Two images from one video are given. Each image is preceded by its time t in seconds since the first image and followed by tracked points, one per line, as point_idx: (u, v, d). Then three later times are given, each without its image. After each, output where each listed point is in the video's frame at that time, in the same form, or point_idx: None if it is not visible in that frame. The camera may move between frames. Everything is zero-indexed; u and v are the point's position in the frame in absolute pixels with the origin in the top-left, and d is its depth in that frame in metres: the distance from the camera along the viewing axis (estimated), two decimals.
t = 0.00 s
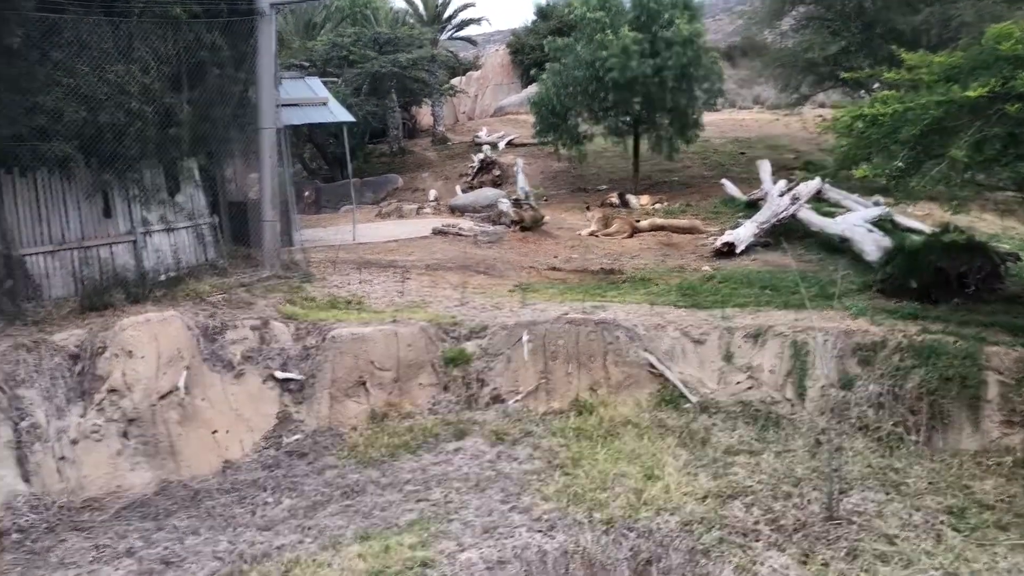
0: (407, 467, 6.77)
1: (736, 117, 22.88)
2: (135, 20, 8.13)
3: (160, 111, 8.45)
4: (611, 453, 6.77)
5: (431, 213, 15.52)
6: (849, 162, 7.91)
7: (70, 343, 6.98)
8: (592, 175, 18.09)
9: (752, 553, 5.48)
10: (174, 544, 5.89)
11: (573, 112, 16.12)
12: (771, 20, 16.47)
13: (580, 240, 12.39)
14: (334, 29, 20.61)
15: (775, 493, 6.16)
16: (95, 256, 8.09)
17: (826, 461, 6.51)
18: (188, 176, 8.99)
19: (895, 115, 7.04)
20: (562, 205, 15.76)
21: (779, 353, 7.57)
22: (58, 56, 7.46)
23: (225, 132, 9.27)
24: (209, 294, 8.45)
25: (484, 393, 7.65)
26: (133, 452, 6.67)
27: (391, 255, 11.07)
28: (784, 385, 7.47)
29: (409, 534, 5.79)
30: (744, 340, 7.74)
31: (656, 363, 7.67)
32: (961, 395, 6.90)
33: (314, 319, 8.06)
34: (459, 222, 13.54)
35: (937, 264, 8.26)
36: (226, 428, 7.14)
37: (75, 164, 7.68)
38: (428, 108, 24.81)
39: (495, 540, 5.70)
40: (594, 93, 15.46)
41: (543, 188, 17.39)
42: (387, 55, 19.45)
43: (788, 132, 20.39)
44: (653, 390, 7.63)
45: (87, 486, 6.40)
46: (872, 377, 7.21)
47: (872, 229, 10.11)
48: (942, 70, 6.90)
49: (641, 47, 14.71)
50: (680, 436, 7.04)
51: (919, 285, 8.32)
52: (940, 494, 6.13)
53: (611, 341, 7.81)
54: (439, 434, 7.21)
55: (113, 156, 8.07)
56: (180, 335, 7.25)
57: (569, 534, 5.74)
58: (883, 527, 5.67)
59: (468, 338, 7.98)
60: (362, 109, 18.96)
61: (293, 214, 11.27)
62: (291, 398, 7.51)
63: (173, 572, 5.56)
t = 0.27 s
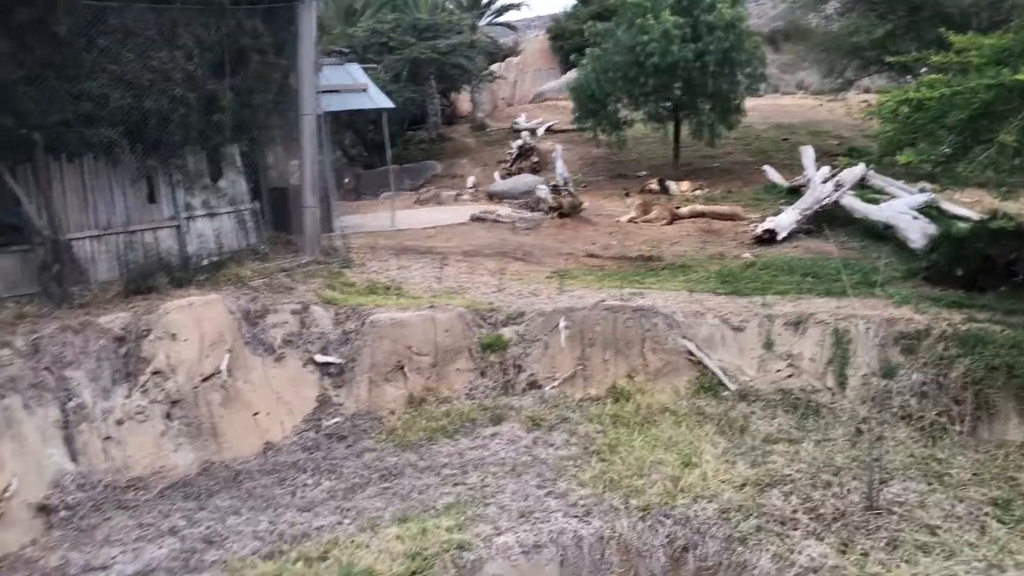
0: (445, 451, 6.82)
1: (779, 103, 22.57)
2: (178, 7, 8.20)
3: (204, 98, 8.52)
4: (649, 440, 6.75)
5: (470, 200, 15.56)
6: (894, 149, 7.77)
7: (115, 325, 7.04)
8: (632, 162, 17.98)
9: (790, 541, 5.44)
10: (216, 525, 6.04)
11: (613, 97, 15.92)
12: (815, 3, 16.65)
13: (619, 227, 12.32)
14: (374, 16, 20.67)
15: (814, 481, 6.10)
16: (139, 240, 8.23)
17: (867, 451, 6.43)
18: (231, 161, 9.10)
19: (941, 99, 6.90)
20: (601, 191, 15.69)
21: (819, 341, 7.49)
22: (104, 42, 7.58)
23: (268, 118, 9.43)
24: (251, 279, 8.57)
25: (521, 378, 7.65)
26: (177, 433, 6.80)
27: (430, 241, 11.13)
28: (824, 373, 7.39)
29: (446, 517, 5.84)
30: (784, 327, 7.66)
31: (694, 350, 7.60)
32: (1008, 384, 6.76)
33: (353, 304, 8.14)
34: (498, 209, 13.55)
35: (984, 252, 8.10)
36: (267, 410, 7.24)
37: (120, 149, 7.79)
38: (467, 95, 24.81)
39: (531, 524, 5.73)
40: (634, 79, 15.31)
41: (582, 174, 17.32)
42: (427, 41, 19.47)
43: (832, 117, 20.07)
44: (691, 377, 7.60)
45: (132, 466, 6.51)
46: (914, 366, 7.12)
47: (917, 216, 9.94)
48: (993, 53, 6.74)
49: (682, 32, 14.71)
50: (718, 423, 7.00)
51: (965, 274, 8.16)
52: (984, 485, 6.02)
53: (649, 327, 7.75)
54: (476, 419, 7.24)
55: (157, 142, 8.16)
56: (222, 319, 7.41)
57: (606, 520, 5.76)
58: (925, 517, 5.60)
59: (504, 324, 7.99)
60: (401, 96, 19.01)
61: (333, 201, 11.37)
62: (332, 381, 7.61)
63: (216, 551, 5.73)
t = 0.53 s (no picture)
0: (491, 430, 6.86)
1: (835, 82, 22.11)
2: None
3: (256, 77, 8.63)
4: (696, 422, 6.72)
5: (519, 180, 15.54)
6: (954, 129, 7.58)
7: (172, 301, 7.14)
8: (683, 142, 17.78)
9: (839, 526, 5.38)
10: (268, 497, 6.16)
11: (664, 76, 15.75)
12: None
13: (668, 208, 12.20)
14: None
15: (865, 467, 6.01)
16: (195, 219, 8.36)
17: (920, 437, 6.31)
18: (283, 141, 9.24)
19: (1006, 77, 6.69)
20: (651, 172, 15.54)
21: (872, 325, 7.36)
22: (160, 23, 7.63)
23: (319, 98, 9.53)
24: (302, 257, 8.68)
25: (567, 359, 7.64)
26: (230, 407, 6.95)
27: (479, 221, 11.15)
28: (877, 357, 7.27)
29: (492, 495, 5.89)
30: (836, 311, 7.54)
31: (744, 333, 7.52)
32: None
33: (402, 283, 8.20)
34: (547, 189, 13.51)
35: None
36: (317, 386, 7.34)
37: (175, 129, 7.95)
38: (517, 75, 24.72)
39: (577, 504, 5.76)
40: (686, 57, 15.18)
41: (632, 155, 17.18)
42: (477, 21, 19.42)
43: (890, 97, 19.60)
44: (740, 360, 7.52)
45: (187, 439, 6.68)
46: (971, 352, 7.00)
47: (977, 198, 9.68)
48: None
49: (736, 10, 14.56)
50: (767, 407, 6.93)
51: None
52: None
53: (698, 310, 7.69)
54: (522, 399, 7.26)
55: (212, 121, 8.29)
56: (274, 296, 7.53)
57: (652, 502, 5.75)
58: (980, 505, 5.49)
59: (552, 305, 7.99)
60: (451, 76, 19.02)
61: (383, 182, 11.44)
62: (381, 358, 7.70)
63: (267, 523, 5.85)
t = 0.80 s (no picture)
0: (543, 408, 6.88)
1: (900, 59, 21.51)
2: None
3: (314, 56, 8.73)
4: (750, 405, 6.65)
5: (573, 159, 15.47)
6: None
7: (231, 276, 7.30)
8: (741, 121, 17.49)
9: (895, 512, 5.30)
10: (323, 469, 6.28)
11: (722, 54, 15.50)
12: None
13: (725, 188, 12.04)
14: None
15: (923, 452, 5.89)
16: (252, 195, 8.48)
17: (982, 423, 6.16)
18: (339, 119, 9.27)
19: None
20: (708, 152, 15.34)
21: (934, 308, 7.20)
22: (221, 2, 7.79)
23: (375, 76, 9.58)
24: (357, 234, 8.77)
25: (619, 339, 7.63)
26: (286, 381, 7.07)
27: (532, 200, 11.14)
28: (938, 342, 7.11)
29: (543, 473, 5.91)
30: (897, 294, 7.39)
31: (800, 315, 7.41)
32: None
33: (455, 261, 8.23)
34: (602, 168, 13.42)
35: None
36: (372, 362, 7.45)
37: (234, 106, 8.11)
38: (572, 53, 24.54)
39: (628, 483, 5.76)
40: (745, 35, 14.89)
41: (688, 134, 16.97)
42: None
43: (957, 75, 19.02)
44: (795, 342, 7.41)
45: (245, 411, 6.83)
46: None
47: None
48: None
49: None
50: (823, 390, 6.82)
51: None
52: None
53: (754, 291, 7.58)
54: (574, 378, 7.26)
55: (270, 99, 8.43)
56: (331, 273, 7.59)
57: (704, 483, 5.72)
58: None
59: (604, 285, 7.95)
60: (506, 55, 18.95)
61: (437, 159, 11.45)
62: (433, 335, 7.76)
63: (322, 494, 5.96)
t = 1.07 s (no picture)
0: (602, 389, 6.90)
1: (976, 38, 20.80)
2: None
3: (378, 36, 8.81)
4: (813, 390, 6.57)
5: (635, 141, 15.35)
6: None
7: (296, 255, 7.49)
8: (808, 103, 17.14)
9: (962, 502, 5.20)
10: (384, 445, 6.39)
11: (789, 34, 15.22)
12: None
13: (790, 170, 11.83)
14: None
15: (993, 443, 5.75)
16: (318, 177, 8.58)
17: None
18: (402, 101, 9.35)
19: None
20: (773, 133, 15.08)
21: (1007, 295, 7.01)
22: None
23: (437, 58, 9.57)
24: (419, 216, 8.80)
25: (680, 323, 7.55)
26: (349, 358, 7.20)
27: (593, 181, 11.11)
28: (1010, 330, 6.93)
29: (602, 454, 5.93)
30: (968, 280, 7.21)
31: (866, 300, 7.28)
32: None
33: (516, 243, 8.25)
34: (664, 150, 13.31)
35: None
36: (432, 341, 7.52)
37: (301, 88, 8.20)
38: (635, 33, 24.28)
39: (687, 467, 5.75)
40: (814, 14, 14.50)
41: (753, 115, 16.69)
42: None
43: None
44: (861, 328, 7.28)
45: (309, 387, 6.97)
46: None
47: None
48: None
49: None
50: (888, 377, 6.69)
51: None
52: None
53: (819, 275, 7.46)
54: (634, 360, 7.25)
55: (335, 80, 8.47)
56: (393, 253, 7.73)
57: (764, 468, 5.67)
58: None
59: (666, 267, 7.89)
60: (568, 35, 18.85)
61: (498, 140, 11.48)
62: (493, 316, 7.78)
63: (383, 470, 6.07)
